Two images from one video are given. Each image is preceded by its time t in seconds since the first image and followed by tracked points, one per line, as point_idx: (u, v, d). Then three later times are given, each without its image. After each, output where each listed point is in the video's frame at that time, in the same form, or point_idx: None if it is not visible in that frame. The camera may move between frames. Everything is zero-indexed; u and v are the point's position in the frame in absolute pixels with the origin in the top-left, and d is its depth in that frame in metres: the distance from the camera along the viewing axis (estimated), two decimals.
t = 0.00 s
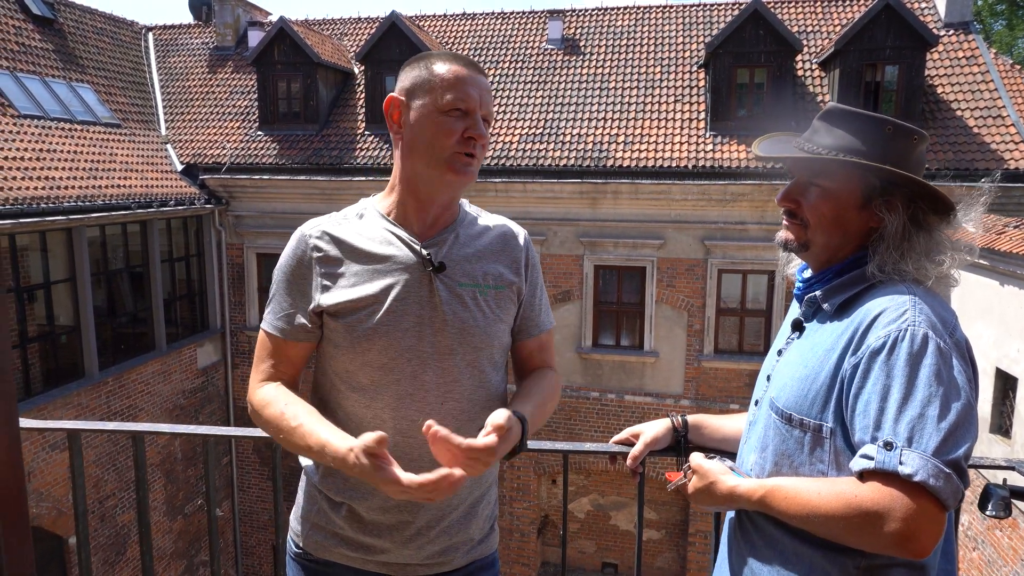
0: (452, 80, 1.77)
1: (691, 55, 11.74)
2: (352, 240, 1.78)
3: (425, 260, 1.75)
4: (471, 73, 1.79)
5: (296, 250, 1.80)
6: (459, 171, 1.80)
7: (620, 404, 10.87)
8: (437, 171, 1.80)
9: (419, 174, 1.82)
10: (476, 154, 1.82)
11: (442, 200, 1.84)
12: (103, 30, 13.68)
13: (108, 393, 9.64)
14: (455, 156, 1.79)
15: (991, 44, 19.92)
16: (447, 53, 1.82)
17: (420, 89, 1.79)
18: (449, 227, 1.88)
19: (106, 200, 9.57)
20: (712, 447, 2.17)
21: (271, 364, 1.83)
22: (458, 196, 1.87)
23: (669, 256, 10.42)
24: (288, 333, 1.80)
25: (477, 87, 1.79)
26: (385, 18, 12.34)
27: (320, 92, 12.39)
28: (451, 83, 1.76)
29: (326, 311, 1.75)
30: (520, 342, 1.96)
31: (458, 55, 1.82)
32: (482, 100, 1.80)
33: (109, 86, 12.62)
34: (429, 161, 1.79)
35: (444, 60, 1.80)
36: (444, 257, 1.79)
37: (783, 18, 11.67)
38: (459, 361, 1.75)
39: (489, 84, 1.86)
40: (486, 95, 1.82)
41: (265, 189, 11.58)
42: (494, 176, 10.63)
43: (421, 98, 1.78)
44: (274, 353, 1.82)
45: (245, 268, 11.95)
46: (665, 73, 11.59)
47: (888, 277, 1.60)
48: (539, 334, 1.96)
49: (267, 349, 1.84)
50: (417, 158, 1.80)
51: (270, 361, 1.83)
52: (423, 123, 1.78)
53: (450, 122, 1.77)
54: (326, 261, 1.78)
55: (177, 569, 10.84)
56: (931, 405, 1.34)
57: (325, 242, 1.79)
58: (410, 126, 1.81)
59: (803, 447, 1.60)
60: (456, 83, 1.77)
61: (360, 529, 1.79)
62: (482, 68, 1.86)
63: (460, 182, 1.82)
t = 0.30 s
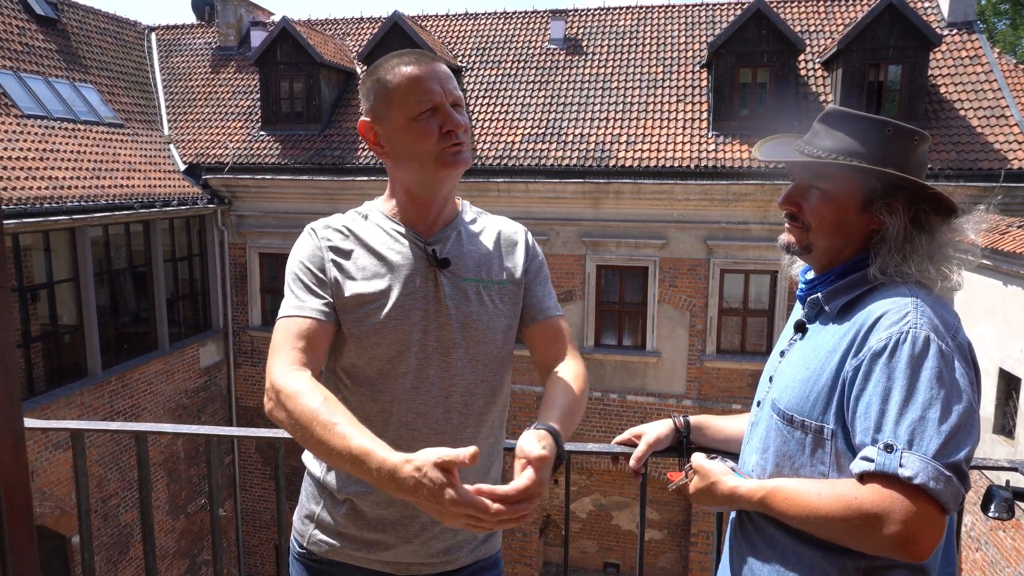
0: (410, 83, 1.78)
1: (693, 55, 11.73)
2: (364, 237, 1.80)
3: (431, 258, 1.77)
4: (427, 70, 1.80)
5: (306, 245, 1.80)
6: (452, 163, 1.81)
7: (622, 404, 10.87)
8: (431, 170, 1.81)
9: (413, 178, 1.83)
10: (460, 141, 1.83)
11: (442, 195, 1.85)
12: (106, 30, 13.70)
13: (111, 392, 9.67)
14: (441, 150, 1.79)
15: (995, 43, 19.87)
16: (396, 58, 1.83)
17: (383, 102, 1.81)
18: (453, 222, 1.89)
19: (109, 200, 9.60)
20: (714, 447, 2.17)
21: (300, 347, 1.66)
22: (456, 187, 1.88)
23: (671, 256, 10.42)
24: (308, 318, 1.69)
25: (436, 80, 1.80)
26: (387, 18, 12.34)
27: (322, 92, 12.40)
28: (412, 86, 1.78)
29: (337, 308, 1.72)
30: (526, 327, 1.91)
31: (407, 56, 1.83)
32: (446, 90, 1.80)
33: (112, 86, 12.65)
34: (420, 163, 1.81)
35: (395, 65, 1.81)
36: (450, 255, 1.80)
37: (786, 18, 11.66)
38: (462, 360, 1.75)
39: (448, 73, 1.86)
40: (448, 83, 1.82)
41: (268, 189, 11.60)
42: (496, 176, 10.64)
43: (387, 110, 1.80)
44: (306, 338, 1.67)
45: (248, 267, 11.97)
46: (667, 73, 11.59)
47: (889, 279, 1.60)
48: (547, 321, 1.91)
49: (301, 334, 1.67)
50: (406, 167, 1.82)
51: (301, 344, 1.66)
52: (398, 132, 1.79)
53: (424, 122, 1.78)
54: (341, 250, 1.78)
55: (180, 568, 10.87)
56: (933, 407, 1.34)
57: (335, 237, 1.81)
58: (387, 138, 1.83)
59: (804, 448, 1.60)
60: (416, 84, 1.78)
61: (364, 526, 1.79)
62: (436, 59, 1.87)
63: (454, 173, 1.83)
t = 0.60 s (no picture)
0: (390, 89, 1.81)
1: (696, 55, 11.72)
2: (362, 236, 1.82)
3: (432, 258, 1.77)
4: (406, 74, 1.82)
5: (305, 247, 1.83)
6: (440, 166, 1.82)
7: (625, 404, 10.87)
8: (421, 173, 1.82)
9: (404, 183, 1.84)
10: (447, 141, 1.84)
11: (436, 197, 1.86)
12: (110, 30, 13.73)
13: (114, 392, 9.70)
14: (428, 152, 1.81)
15: (1000, 42, 19.81)
16: (374, 66, 1.86)
17: (367, 111, 1.84)
18: (451, 222, 1.89)
19: (112, 200, 9.63)
20: (716, 447, 2.18)
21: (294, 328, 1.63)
22: (451, 188, 1.89)
23: (674, 256, 10.42)
24: (301, 304, 1.68)
25: (416, 83, 1.82)
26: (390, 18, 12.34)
27: (325, 92, 12.42)
28: (392, 92, 1.80)
29: (332, 302, 1.74)
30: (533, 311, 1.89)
31: (385, 62, 1.85)
32: (426, 92, 1.82)
33: (116, 86, 12.68)
34: (409, 167, 1.82)
35: (374, 72, 1.84)
36: (451, 256, 1.80)
37: (789, 18, 11.64)
38: (465, 359, 1.75)
39: (429, 74, 1.88)
40: (429, 86, 1.84)
41: (271, 188, 11.62)
42: (498, 176, 10.64)
43: (372, 118, 1.84)
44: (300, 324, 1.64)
45: (251, 267, 11.99)
46: (670, 73, 11.58)
47: (893, 280, 1.59)
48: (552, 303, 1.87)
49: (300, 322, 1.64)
50: (394, 173, 1.84)
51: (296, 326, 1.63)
52: (385, 138, 1.82)
53: (407, 128, 1.81)
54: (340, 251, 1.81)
55: (183, 567, 10.89)
56: (932, 409, 1.34)
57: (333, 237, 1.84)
58: (375, 145, 1.86)
59: (805, 448, 1.60)
60: (396, 89, 1.80)
61: (371, 525, 1.79)
62: (417, 62, 1.89)
63: (445, 173, 1.83)
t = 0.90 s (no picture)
0: (398, 93, 1.81)
1: (699, 55, 11.71)
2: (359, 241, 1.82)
3: (435, 262, 1.77)
4: (415, 78, 1.82)
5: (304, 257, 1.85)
6: (445, 172, 1.82)
7: (627, 404, 10.86)
8: (425, 178, 1.82)
9: (408, 187, 1.85)
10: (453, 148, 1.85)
11: (439, 203, 1.86)
12: (113, 31, 13.76)
13: (117, 392, 9.72)
14: (433, 159, 1.82)
15: (1004, 41, 19.76)
16: (383, 66, 1.85)
17: (374, 113, 1.85)
18: (454, 224, 1.90)
19: (116, 200, 9.65)
20: (719, 449, 2.17)
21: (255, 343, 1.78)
22: (454, 194, 1.89)
23: (676, 256, 10.42)
24: (269, 314, 1.81)
25: (424, 88, 1.82)
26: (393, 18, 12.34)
27: (328, 92, 12.44)
28: (400, 96, 1.81)
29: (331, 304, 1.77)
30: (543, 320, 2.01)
31: (392, 63, 1.84)
32: (435, 97, 1.82)
33: (119, 86, 12.70)
34: (413, 172, 1.83)
35: (382, 74, 1.84)
36: (454, 259, 1.80)
37: (792, 18, 11.63)
38: (469, 362, 1.75)
39: (439, 77, 1.87)
40: (438, 91, 1.84)
41: (273, 189, 11.64)
42: (501, 176, 10.64)
43: (377, 120, 1.85)
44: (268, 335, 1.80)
45: (253, 267, 12.01)
46: (672, 73, 11.57)
47: (896, 281, 1.59)
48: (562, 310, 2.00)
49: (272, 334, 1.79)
50: (398, 177, 1.85)
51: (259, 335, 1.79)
52: (390, 141, 1.83)
53: (413, 133, 1.82)
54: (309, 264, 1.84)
55: (186, 567, 10.90)
56: (936, 411, 1.34)
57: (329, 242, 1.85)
58: (380, 147, 1.86)
59: (808, 449, 1.60)
60: (404, 94, 1.81)
61: (375, 528, 1.80)
62: (427, 64, 1.88)
63: (449, 181, 1.84)
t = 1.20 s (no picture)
0: (394, 95, 1.80)
1: (702, 55, 11.70)
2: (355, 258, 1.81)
3: (439, 265, 1.77)
4: (412, 79, 1.80)
5: (305, 262, 1.86)
6: (445, 175, 1.81)
7: (629, 404, 10.86)
8: (425, 182, 1.82)
9: (409, 192, 1.85)
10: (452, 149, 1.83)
11: (442, 205, 1.85)
12: (117, 31, 13.80)
13: (121, 391, 9.74)
14: (433, 162, 1.81)
15: (1008, 41, 19.70)
16: (380, 66, 1.84)
17: (372, 116, 1.84)
18: (462, 227, 1.89)
19: (120, 199, 9.68)
20: (724, 449, 2.18)
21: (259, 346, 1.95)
22: (458, 196, 1.88)
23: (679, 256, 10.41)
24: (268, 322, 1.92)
25: (421, 89, 1.80)
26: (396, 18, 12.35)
27: (331, 92, 12.46)
28: (397, 98, 1.80)
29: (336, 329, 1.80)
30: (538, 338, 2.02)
31: (388, 64, 1.82)
32: (432, 98, 1.80)
33: (123, 86, 12.74)
34: (413, 176, 1.83)
35: (378, 76, 1.83)
36: (458, 260, 1.80)
37: (795, 18, 11.61)
38: (476, 367, 1.76)
39: (437, 76, 1.84)
40: (435, 91, 1.81)
41: (277, 189, 11.66)
42: (504, 176, 10.65)
43: (376, 123, 1.84)
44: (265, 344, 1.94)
45: (257, 267, 12.03)
46: (675, 73, 11.57)
47: (901, 280, 1.59)
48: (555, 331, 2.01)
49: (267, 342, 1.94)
50: (399, 180, 1.85)
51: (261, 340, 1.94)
52: (389, 145, 1.83)
53: (410, 137, 1.81)
54: (300, 278, 1.87)
55: (189, 566, 10.94)
56: (941, 409, 1.34)
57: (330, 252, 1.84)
58: (381, 150, 1.87)
59: (813, 448, 1.60)
60: (401, 96, 1.79)
61: (382, 531, 1.81)
62: (425, 63, 1.85)
63: (450, 183, 1.82)
